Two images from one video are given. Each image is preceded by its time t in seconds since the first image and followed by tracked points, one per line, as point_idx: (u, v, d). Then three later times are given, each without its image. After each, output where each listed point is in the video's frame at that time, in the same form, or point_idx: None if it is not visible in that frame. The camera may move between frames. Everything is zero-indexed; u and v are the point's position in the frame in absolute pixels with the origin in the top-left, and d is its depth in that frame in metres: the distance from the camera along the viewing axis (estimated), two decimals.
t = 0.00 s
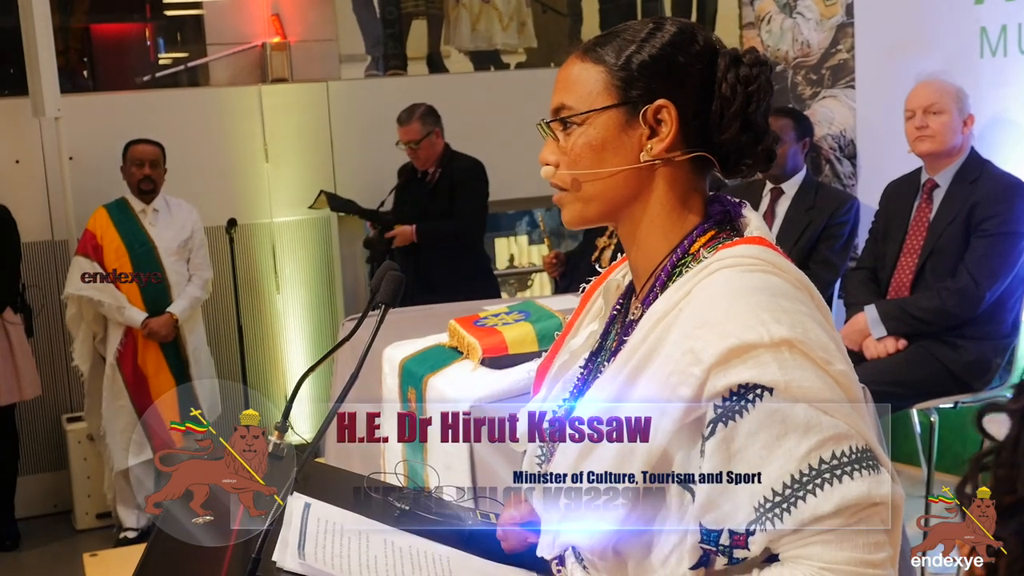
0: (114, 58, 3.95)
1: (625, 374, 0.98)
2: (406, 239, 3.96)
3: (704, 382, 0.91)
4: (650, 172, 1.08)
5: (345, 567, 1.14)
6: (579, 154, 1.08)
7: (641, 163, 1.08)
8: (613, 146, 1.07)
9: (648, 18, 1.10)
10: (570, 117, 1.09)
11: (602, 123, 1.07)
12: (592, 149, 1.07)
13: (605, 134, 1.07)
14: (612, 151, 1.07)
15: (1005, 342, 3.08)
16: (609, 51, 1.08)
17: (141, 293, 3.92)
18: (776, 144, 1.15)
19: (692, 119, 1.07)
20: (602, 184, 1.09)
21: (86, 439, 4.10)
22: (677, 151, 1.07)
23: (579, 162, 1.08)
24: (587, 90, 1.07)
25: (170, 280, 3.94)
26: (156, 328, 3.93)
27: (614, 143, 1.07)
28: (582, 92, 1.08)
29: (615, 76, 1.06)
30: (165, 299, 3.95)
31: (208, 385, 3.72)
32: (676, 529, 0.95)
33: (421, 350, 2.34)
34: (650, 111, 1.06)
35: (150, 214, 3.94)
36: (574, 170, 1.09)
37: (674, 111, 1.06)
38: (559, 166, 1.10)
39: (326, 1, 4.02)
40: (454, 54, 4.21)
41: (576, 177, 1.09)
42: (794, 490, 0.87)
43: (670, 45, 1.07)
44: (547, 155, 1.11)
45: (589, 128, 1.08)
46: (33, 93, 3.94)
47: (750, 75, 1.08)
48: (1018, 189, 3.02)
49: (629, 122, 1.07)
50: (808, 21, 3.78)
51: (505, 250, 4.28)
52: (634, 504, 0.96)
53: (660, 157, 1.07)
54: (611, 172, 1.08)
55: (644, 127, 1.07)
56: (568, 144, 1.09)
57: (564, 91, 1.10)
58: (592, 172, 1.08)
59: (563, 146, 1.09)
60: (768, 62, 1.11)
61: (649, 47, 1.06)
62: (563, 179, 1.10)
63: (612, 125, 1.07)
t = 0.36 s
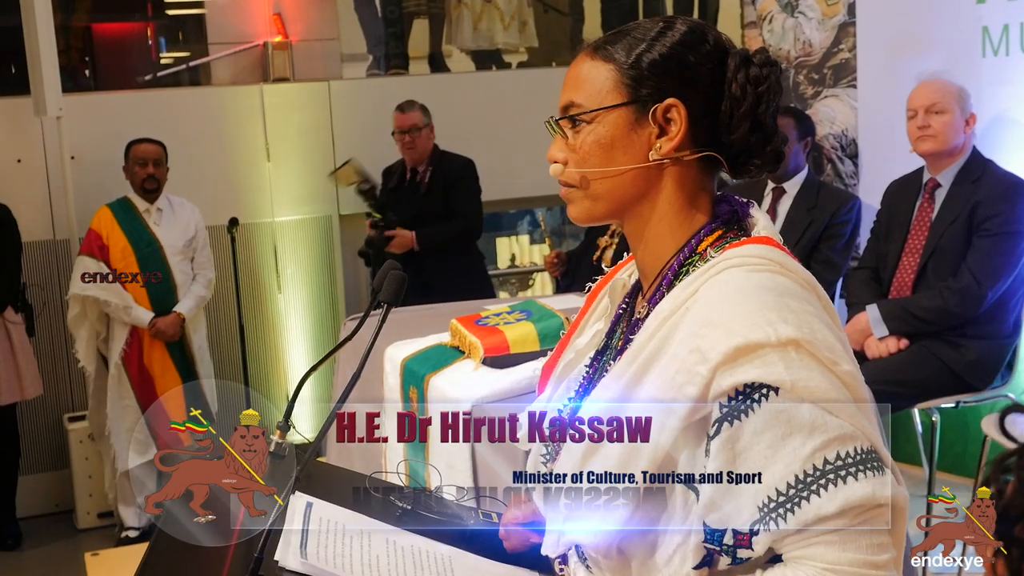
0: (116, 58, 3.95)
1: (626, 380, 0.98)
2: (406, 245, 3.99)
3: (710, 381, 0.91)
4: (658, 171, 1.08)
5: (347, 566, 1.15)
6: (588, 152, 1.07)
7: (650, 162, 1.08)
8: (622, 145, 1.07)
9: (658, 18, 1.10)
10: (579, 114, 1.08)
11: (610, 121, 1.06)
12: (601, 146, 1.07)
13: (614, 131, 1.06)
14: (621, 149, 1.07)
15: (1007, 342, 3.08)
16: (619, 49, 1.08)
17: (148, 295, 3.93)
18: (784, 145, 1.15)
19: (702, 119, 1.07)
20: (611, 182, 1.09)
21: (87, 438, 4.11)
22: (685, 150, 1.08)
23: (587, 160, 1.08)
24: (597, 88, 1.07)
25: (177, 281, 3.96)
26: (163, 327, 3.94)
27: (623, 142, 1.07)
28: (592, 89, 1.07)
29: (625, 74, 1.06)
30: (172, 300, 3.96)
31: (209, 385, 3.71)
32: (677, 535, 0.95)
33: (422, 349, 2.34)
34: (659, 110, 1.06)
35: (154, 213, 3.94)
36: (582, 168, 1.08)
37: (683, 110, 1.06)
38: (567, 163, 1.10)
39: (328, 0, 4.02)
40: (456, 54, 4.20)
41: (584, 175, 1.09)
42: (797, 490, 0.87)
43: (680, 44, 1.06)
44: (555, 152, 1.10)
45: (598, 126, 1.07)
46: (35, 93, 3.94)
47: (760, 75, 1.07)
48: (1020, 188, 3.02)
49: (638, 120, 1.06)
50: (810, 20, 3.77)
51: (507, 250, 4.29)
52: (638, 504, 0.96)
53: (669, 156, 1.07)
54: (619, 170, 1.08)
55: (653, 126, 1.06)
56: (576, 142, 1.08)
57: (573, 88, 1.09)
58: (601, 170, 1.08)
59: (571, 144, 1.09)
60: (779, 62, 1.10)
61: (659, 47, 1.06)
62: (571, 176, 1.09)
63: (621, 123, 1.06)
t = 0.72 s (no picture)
0: (115, 57, 3.96)
1: (630, 378, 0.97)
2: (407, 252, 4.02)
3: (714, 383, 0.91)
4: (665, 172, 1.09)
5: (347, 565, 1.14)
6: (594, 152, 1.08)
7: (656, 163, 1.08)
8: (628, 146, 1.07)
9: (665, 16, 1.09)
10: (585, 115, 1.08)
11: (616, 122, 1.07)
12: (607, 147, 1.07)
13: (620, 132, 1.07)
14: (627, 150, 1.07)
15: (1006, 342, 3.08)
16: (624, 47, 1.08)
17: (147, 294, 3.93)
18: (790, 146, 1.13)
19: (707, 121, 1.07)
20: (617, 183, 1.09)
21: (87, 437, 4.11)
22: (691, 151, 1.07)
23: (593, 161, 1.09)
24: (602, 88, 1.07)
25: (177, 280, 3.95)
26: (162, 327, 3.93)
27: (629, 142, 1.07)
28: (597, 89, 1.08)
29: (632, 75, 1.06)
30: (171, 299, 3.96)
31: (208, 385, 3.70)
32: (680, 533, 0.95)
33: (422, 349, 2.35)
34: (666, 111, 1.06)
35: (155, 212, 3.94)
36: (588, 168, 1.09)
37: (690, 111, 1.06)
38: (573, 163, 1.10)
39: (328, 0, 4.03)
40: (456, 53, 4.21)
41: (590, 176, 1.09)
42: (800, 493, 0.87)
43: (687, 44, 1.06)
44: (560, 152, 1.11)
45: (603, 127, 1.07)
46: (35, 93, 3.94)
47: (767, 77, 1.06)
48: (1019, 189, 3.02)
49: (644, 121, 1.06)
50: (810, 20, 3.77)
51: (507, 250, 4.32)
52: (640, 505, 0.96)
53: (674, 158, 1.07)
54: (625, 172, 1.08)
55: (660, 127, 1.06)
56: (582, 142, 1.09)
57: (578, 87, 1.09)
58: (606, 171, 1.09)
59: (576, 144, 1.09)
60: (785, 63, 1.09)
61: (666, 47, 1.06)
62: (577, 177, 1.10)
63: (627, 123, 1.07)
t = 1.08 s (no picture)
0: (116, 57, 3.96)
1: (661, 386, 1.02)
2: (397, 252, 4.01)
3: (742, 406, 0.96)
4: (678, 192, 1.10)
5: (348, 566, 1.14)
6: (605, 175, 1.08)
7: (669, 183, 1.09)
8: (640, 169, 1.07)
9: (673, 23, 1.08)
10: (595, 136, 1.08)
11: (626, 146, 1.07)
12: (618, 169, 1.07)
13: (629, 157, 1.07)
14: (637, 173, 1.08)
15: (1006, 343, 3.08)
16: (628, 61, 1.07)
17: (146, 294, 3.92)
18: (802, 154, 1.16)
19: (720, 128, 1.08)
20: (629, 206, 1.09)
21: (87, 437, 4.10)
22: (704, 170, 1.09)
23: (604, 183, 1.09)
24: (605, 106, 1.07)
25: (176, 280, 3.95)
26: (161, 327, 3.93)
27: (640, 166, 1.07)
28: (602, 106, 1.07)
29: (642, 96, 1.05)
30: (170, 299, 3.95)
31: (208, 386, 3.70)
32: (698, 539, 1.01)
33: (423, 350, 2.35)
34: (678, 134, 1.06)
35: (155, 213, 3.94)
36: (599, 191, 1.09)
37: (703, 134, 1.06)
38: (582, 184, 1.11)
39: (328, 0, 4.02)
40: (456, 54, 4.21)
41: (606, 201, 1.09)
42: (822, 520, 0.93)
43: (697, 60, 1.06)
44: (567, 164, 1.12)
45: (614, 150, 1.07)
46: (36, 93, 3.94)
47: (782, 94, 1.07)
48: (1021, 190, 3.02)
49: (655, 145, 1.07)
50: (810, 21, 3.76)
51: (507, 250, 4.34)
52: (667, 512, 1.01)
53: (687, 178, 1.08)
54: (636, 195, 1.09)
55: (671, 148, 1.07)
56: (592, 163, 1.09)
57: (584, 105, 1.09)
58: (619, 193, 1.09)
59: (584, 163, 1.10)
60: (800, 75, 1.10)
61: (676, 66, 1.05)
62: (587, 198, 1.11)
63: (636, 151, 1.07)
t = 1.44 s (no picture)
0: (117, 54, 3.97)
1: (652, 379, 1.00)
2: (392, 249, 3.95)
3: (736, 386, 0.94)
4: (684, 174, 1.09)
5: (349, 563, 1.13)
6: (613, 157, 1.08)
7: (676, 165, 1.08)
8: (647, 150, 1.07)
9: (675, 14, 1.09)
10: (602, 120, 1.08)
11: (633, 125, 1.07)
12: (626, 151, 1.07)
13: (637, 136, 1.07)
14: (646, 153, 1.07)
15: (1008, 341, 3.08)
16: (633, 47, 1.07)
17: (147, 293, 3.91)
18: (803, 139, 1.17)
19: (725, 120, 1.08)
20: (637, 188, 1.09)
21: (87, 434, 4.10)
22: (709, 152, 1.08)
23: (613, 165, 1.09)
24: (613, 91, 1.07)
25: (176, 278, 3.94)
26: (161, 324, 3.93)
27: (648, 145, 1.07)
28: (608, 92, 1.07)
29: (647, 76, 1.05)
30: (170, 297, 3.95)
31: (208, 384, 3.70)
32: (695, 532, 1.00)
33: (423, 347, 2.34)
34: (684, 112, 1.06)
35: (155, 209, 3.93)
36: (608, 174, 1.09)
37: (708, 111, 1.06)
38: (590, 169, 1.10)
39: None
40: (457, 51, 4.19)
41: (612, 182, 1.09)
42: (814, 502, 0.89)
43: (701, 44, 1.06)
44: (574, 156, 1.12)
45: (622, 132, 1.07)
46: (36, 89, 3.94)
47: (782, 72, 1.08)
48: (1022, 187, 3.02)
49: (662, 123, 1.07)
50: (812, 19, 3.74)
51: (507, 247, 4.34)
52: (656, 509, 1.01)
53: (694, 158, 1.08)
54: (645, 176, 1.09)
55: (678, 127, 1.07)
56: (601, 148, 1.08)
57: (589, 90, 1.09)
58: (626, 175, 1.09)
59: (591, 149, 1.09)
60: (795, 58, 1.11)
61: (678, 48, 1.06)
62: (596, 183, 1.10)
63: (644, 127, 1.06)
